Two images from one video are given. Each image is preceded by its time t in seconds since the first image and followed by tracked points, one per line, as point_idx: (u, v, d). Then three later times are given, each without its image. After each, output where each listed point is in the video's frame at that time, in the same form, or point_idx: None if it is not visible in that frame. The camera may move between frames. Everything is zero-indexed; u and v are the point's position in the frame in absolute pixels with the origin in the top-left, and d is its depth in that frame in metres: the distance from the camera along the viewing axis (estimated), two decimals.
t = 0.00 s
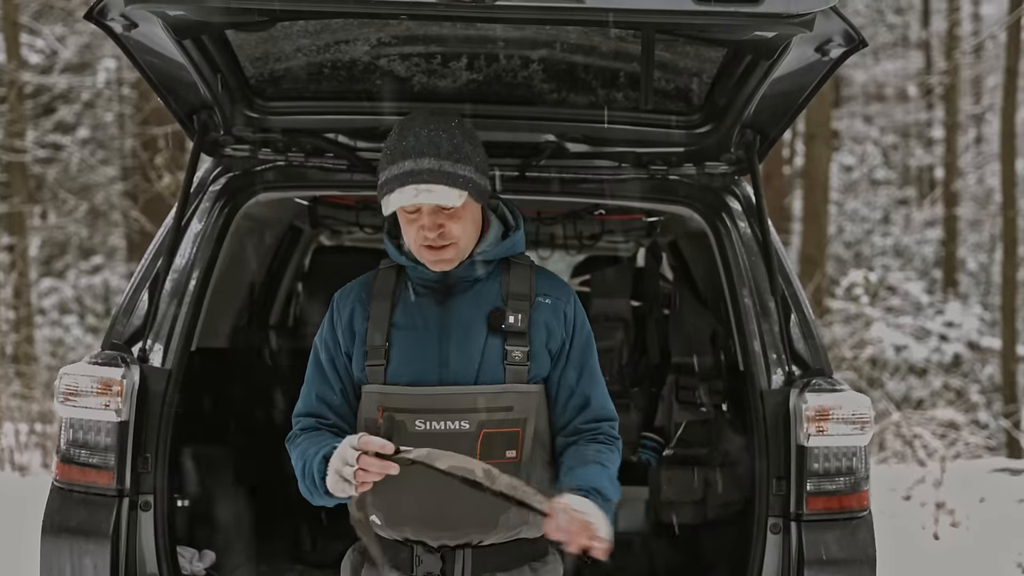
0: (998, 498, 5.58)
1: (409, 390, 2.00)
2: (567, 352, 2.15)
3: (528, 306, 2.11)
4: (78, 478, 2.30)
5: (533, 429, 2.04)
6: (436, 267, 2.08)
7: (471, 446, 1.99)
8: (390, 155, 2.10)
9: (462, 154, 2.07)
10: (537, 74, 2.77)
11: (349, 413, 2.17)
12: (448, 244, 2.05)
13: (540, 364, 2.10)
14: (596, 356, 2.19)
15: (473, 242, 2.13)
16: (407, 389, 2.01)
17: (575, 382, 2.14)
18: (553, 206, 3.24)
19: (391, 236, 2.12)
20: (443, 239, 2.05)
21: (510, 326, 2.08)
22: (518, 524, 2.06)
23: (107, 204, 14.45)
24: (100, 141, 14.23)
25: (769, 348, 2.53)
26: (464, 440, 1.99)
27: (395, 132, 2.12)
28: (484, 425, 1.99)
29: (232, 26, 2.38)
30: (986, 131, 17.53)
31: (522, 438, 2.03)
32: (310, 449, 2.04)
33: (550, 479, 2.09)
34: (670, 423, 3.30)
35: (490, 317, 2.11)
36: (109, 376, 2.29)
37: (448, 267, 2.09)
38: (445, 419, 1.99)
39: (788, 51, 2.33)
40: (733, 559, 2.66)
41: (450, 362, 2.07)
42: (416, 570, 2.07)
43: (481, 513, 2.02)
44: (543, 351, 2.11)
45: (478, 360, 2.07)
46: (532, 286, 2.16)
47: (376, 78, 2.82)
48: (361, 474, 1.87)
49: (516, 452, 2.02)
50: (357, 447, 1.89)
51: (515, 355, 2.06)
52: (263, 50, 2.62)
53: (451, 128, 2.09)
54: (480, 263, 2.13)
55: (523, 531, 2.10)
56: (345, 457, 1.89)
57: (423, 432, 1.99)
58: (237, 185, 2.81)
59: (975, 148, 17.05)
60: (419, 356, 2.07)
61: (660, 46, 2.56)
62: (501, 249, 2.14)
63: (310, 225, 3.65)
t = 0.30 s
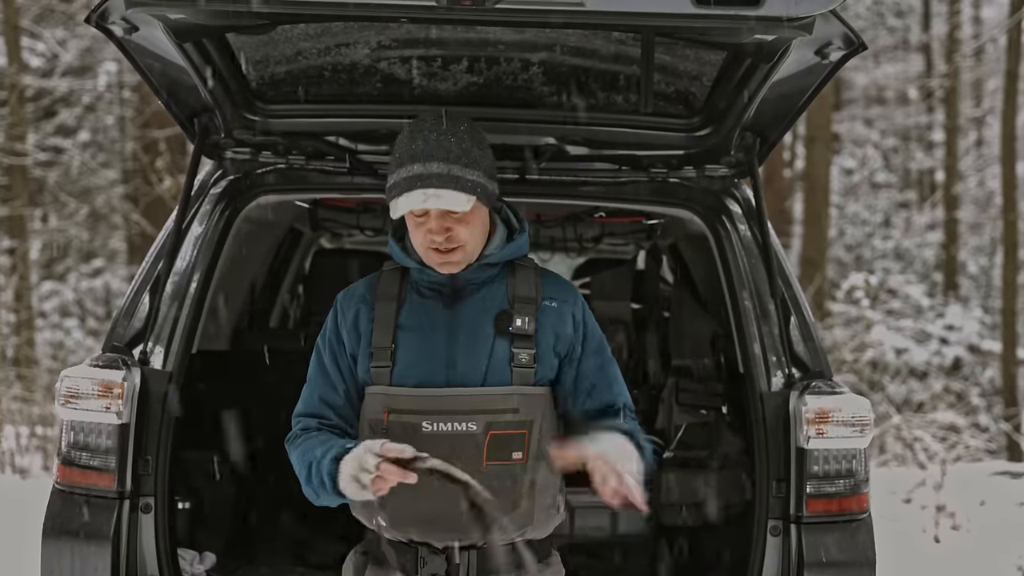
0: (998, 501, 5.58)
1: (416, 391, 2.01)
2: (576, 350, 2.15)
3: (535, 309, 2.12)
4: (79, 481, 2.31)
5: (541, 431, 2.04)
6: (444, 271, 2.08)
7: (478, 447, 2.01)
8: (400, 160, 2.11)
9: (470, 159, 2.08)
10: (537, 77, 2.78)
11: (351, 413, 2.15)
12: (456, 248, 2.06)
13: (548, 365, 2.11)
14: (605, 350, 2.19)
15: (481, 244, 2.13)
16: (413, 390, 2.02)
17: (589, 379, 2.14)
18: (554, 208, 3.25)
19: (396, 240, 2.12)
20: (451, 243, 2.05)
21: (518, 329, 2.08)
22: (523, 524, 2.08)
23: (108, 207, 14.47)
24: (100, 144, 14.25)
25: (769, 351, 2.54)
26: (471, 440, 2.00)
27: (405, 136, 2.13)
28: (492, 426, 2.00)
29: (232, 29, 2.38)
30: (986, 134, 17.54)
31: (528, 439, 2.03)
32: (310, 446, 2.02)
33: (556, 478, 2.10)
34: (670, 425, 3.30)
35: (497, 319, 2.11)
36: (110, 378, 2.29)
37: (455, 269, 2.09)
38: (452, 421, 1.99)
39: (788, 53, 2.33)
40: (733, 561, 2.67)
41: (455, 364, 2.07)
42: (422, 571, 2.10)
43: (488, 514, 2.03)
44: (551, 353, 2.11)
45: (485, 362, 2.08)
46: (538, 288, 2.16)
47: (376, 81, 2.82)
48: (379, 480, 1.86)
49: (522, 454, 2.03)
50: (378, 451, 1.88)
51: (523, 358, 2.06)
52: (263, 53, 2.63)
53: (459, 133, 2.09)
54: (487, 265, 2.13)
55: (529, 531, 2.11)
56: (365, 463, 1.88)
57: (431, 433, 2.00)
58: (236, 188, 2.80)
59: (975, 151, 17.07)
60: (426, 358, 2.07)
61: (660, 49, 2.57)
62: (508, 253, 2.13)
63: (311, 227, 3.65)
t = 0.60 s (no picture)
0: (1000, 503, 5.56)
1: (422, 391, 2.01)
2: (570, 342, 2.13)
3: (535, 305, 2.11)
4: (80, 481, 2.31)
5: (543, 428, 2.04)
6: (451, 272, 2.08)
7: (482, 445, 2.01)
8: (406, 164, 2.09)
9: (480, 163, 2.08)
10: (538, 79, 2.79)
11: (340, 399, 2.14)
12: (465, 251, 2.06)
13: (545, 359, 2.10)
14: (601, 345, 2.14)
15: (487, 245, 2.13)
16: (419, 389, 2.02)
17: (575, 368, 2.11)
18: (556, 208, 3.25)
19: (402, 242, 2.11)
20: (461, 246, 2.05)
21: (518, 327, 2.07)
22: (530, 523, 2.08)
23: (110, 208, 14.49)
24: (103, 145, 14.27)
25: (770, 351, 2.54)
26: (474, 438, 2.00)
27: (410, 139, 2.12)
28: (496, 424, 2.00)
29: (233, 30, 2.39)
30: (988, 135, 17.54)
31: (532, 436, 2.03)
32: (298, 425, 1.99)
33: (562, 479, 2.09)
34: (672, 426, 3.31)
35: (497, 318, 2.11)
36: (111, 378, 2.29)
37: (464, 271, 2.09)
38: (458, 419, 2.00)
39: (789, 55, 2.33)
40: (736, 563, 2.66)
41: (459, 362, 2.08)
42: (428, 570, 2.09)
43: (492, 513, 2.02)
44: (549, 347, 2.10)
45: (487, 361, 2.08)
46: (536, 284, 2.16)
47: (377, 82, 2.83)
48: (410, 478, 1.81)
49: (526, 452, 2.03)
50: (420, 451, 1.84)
51: (524, 355, 2.06)
52: (264, 54, 2.64)
53: (468, 136, 2.09)
54: (491, 266, 2.13)
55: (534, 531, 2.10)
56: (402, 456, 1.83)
57: (436, 432, 2.00)
58: (238, 189, 2.80)
59: (978, 152, 17.06)
60: (430, 358, 2.08)
61: (661, 50, 2.57)
62: (510, 252, 2.12)
63: (312, 228, 3.65)
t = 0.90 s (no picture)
0: (1001, 502, 5.56)
1: (420, 389, 2.01)
2: (571, 344, 2.13)
3: (535, 303, 2.11)
4: (82, 479, 2.31)
5: (542, 427, 2.05)
6: (450, 268, 2.09)
7: (479, 443, 2.00)
8: (406, 160, 2.10)
9: (478, 158, 2.08)
10: (541, 77, 2.78)
11: (345, 388, 2.16)
12: (463, 246, 2.06)
13: (546, 359, 2.10)
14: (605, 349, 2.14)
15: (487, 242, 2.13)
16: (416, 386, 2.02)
17: (578, 371, 2.11)
18: (558, 207, 3.25)
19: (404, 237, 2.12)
20: (458, 242, 2.06)
21: (517, 325, 2.07)
22: (527, 522, 2.08)
23: (113, 207, 14.52)
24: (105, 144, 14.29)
25: (771, 350, 2.54)
26: (473, 436, 2.00)
27: (411, 136, 2.13)
28: (495, 421, 2.00)
29: (235, 28, 2.40)
30: (991, 135, 17.52)
31: (531, 434, 2.04)
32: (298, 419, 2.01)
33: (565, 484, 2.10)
34: (672, 425, 3.31)
35: (497, 317, 2.10)
36: (113, 377, 2.30)
37: (463, 267, 2.10)
38: (456, 417, 2.00)
39: (791, 53, 2.32)
40: (737, 562, 2.66)
41: (458, 361, 2.07)
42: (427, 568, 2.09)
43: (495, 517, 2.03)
44: (549, 347, 2.11)
45: (485, 359, 2.07)
46: (538, 281, 2.15)
47: (380, 80, 2.82)
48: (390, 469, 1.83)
49: (524, 450, 2.03)
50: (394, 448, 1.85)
51: (523, 354, 2.06)
52: (266, 53, 2.64)
53: (467, 132, 2.09)
54: (491, 264, 2.13)
55: (532, 529, 2.11)
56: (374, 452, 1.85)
57: (434, 430, 2.00)
58: (242, 188, 2.82)
59: (980, 151, 17.05)
60: (429, 356, 2.08)
61: (662, 49, 2.57)
62: (511, 250, 2.13)
63: (314, 227, 3.65)
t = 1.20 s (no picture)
0: (1003, 501, 5.57)
1: (425, 389, 2.01)
2: (581, 349, 2.14)
3: (545, 305, 2.12)
4: (84, 479, 2.32)
5: (548, 429, 2.06)
6: (453, 267, 2.08)
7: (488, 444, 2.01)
8: (410, 156, 2.10)
9: (481, 157, 2.08)
10: (543, 76, 2.79)
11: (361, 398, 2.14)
12: (466, 246, 2.06)
13: (556, 362, 2.11)
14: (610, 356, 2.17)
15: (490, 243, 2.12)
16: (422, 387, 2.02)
17: (586, 377, 2.14)
18: (559, 206, 3.25)
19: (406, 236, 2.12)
20: (461, 242, 2.05)
21: (527, 326, 2.08)
22: (532, 524, 2.09)
23: (114, 205, 14.54)
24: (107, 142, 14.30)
25: (773, 349, 2.54)
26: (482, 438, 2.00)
27: (414, 133, 2.13)
28: (502, 423, 2.01)
29: (237, 28, 2.40)
30: (993, 134, 17.50)
31: (536, 436, 2.05)
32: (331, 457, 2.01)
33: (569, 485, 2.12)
34: (674, 424, 3.31)
35: (507, 317, 2.11)
36: (115, 376, 2.29)
37: (466, 267, 2.09)
38: (463, 418, 2.00)
39: (793, 52, 2.33)
40: (739, 561, 2.67)
41: (465, 363, 2.07)
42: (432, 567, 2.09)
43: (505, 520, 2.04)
44: (559, 351, 2.11)
45: (494, 361, 2.08)
46: (546, 286, 2.16)
47: (382, 79, 2.82)
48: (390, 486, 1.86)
49: (530, 450, 2.04)
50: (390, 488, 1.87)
51: (532, 356, 2.06)
52: (268, 52, 2.65)
53: (471, 130, 2.09)
54: (496, 263, 2.13)
55: (537, 529, 2.12)
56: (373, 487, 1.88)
57: (441, 430, 2.00)
58: (242, 187, 2.81)
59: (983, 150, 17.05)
60: (435, 357, 2.08)
61: (663, 48, 2.58)
62: (516, 252, 2.13)
63: (317, 226, 3.65)
